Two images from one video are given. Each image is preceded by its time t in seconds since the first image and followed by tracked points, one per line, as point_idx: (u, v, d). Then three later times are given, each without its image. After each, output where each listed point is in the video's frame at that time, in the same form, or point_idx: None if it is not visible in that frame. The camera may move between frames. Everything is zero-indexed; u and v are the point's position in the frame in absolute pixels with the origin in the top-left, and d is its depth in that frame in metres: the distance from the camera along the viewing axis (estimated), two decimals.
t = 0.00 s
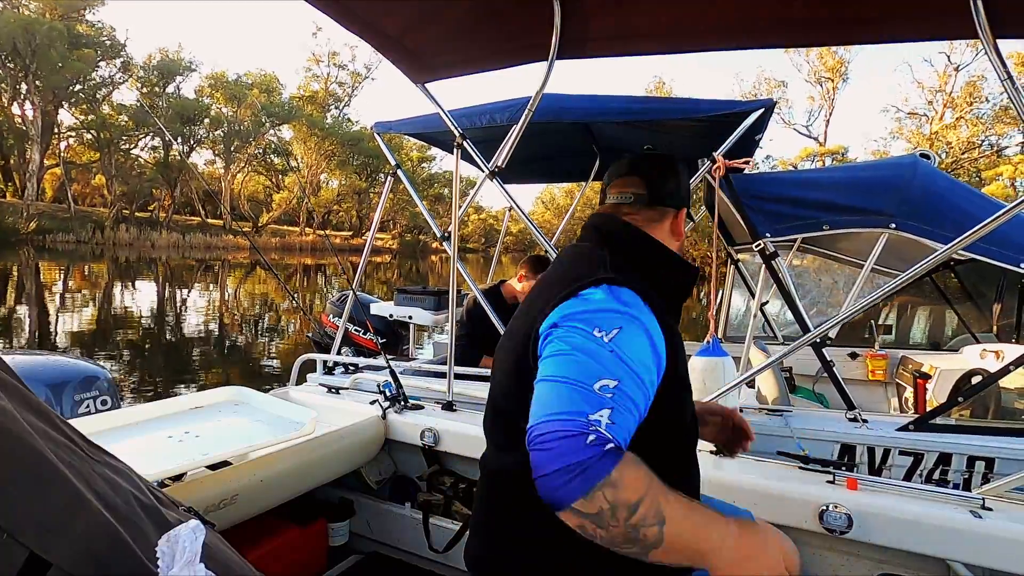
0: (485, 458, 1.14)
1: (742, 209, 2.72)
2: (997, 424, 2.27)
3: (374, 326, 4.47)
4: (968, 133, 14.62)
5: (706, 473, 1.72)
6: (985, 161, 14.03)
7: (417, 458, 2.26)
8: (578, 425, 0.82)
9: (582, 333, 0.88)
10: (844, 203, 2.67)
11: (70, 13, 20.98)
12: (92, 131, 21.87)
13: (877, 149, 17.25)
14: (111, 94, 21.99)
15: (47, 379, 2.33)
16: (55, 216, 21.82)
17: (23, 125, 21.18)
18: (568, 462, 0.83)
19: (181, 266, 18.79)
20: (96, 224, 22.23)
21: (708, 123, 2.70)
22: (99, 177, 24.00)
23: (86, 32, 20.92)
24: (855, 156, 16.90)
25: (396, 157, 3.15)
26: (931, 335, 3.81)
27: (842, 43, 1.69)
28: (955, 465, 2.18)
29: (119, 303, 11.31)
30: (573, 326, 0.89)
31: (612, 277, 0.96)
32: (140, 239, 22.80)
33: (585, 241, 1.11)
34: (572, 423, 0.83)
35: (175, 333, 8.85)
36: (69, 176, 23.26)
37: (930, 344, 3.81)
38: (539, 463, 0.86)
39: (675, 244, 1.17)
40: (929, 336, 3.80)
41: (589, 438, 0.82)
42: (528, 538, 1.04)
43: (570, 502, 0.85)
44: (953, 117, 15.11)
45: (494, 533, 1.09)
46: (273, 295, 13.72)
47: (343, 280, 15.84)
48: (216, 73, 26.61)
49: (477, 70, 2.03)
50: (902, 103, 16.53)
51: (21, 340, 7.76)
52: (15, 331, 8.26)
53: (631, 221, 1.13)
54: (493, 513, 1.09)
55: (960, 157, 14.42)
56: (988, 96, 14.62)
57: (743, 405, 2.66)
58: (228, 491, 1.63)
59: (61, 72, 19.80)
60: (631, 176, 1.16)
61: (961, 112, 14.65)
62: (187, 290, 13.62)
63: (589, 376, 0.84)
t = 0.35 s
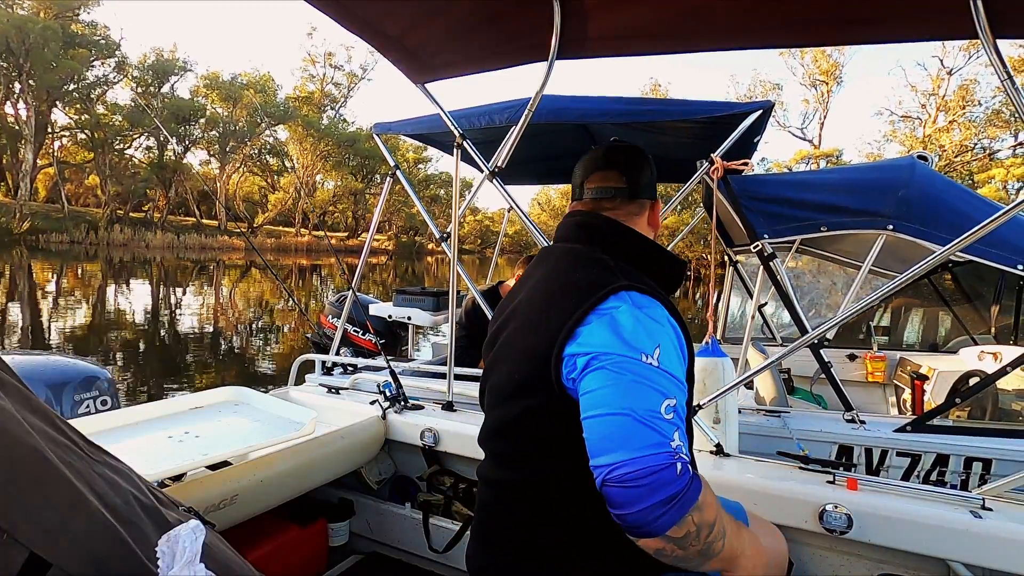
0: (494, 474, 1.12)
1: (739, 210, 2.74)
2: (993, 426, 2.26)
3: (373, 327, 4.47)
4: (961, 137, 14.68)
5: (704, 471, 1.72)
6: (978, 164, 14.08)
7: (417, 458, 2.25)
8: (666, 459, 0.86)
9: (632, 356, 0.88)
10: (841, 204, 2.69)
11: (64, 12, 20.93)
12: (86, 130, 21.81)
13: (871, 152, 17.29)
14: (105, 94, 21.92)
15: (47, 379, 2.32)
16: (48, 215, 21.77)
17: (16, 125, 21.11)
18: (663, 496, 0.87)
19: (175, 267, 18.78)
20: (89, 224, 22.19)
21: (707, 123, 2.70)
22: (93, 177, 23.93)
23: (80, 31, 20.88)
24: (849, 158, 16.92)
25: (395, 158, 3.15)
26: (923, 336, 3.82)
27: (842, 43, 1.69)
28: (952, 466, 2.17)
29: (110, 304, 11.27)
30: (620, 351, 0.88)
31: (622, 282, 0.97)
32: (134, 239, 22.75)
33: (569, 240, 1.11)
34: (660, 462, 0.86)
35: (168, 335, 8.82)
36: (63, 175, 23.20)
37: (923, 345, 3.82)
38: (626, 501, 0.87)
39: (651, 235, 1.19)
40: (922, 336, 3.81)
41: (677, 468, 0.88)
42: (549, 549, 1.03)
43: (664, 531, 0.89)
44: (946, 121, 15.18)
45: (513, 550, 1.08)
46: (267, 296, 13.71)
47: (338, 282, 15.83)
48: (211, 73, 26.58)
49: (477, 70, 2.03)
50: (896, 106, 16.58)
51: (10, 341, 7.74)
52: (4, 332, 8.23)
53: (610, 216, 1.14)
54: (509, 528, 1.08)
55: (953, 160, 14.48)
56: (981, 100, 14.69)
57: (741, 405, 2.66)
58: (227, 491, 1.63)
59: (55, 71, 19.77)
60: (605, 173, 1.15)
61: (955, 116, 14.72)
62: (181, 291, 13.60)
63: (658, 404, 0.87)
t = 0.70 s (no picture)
0: (484, 474, 1.13)
1: (738, 210, 2.71)
2: (992, 425, 2.26)
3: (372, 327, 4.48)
4: (955, 138, 14.73)
5: (703, 471, 1.73)
6: (971, 166, 14.12)
7: (417, 458, 2.25)
8: (641, 458, 0.86)
9: (605, 354, 0.88)
10: (842, 204, 2.68)
11: (58, 11, 20.86)
12: (80, 130, 21.76)
13: (865, 153, 17.32)
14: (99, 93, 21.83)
15: (47, 379, 2.32)
16: (42, 215, 21.71)
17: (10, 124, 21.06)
18: (637, 496, 0.86)
19: (171, 267, 18.77)
20: (84, 225, 22.16)
21: (706, 122, 2.70)
22: (87, 177, 23.87)
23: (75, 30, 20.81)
24: (844, 160, 16.96)
25: (394, 159, 3.14)
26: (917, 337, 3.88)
27: (843, 42, 1.69)
28: (952, 465, 2.17)
29: (104, 305, 11.26)
30: (593, 350, 0.88)
31: (602, 280, 0.97)
32: (129, 239, 22.73)
33: (556, 240, 1.11)
34: (635, 461, 0.85)
35: (163, 336, 8.82)
36: (57, 176, 23.14)
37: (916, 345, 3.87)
38: (602, 500, 0.87)
39: (639, 232, 1.18)
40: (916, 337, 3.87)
41: (653, 468, 0.87)
42: (535, 549, 1.04)
43: (637, 531, 0.88)
44: (941, 123, 15.22)
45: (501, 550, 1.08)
46: (262, 297, 13.70)
47: (333, 283, 15.85)
48: (207, 73, 26.54)
49: (476, 70, 2.03)
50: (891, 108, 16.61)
51: None
52: None
53: (594, 213, 1.13)
54: (498, 528, 1.09)
55: (947, 162, 14.52)
56: (975, 102, 14.75)
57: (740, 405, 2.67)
58: (227, 491, 1.62)
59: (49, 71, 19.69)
60: (590, 170, 1.15)
61: (949, 118, 14.79)
62: (177, 292, 13.60)
63: (633, 405, 0.87)
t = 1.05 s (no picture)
0: (481, 474, 1.13)
1: (739, 211, 2.71)
2: (992, 426, 2.26)
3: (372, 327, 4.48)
4: (950, 140, 14.80)
5: (703, 471, 1.73)
6: (965, 167, 14.15)
7: (417, 459, 2.25)
8: (635, 460, 0.86)
9: (601, 355, 0.88)
10: (843, 204, 2.68)
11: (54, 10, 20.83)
12: (75, 130, 21.73)
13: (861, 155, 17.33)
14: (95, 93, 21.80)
15: (47, 379, 2.32)
16: (37, 215, 21.67)
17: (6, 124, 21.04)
18: (630, 498, 0.86)
19: (166, 267, 18.77)
20: (79, 225, 22.15)
21: (706, 122, 2.70)
22: (82, 177, 23.83)
23: (70, 30, 20.78)
24: (840, 161, 17.00)
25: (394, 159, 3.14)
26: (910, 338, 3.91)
27: (843, 42, 1.69)
28: (952, 466, 2.17)
29: (97, 305, 11.24)
30: (587, 351, 0.88)
31: (598, 281, 0.97)
32: (125, 240, 22.72)
33: (556, 240, 1.12)
34: (628, 463, 0.85)
35: (156, 336, 8.83)
36: (52, 175, 23.11)
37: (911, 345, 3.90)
38: (595, 501, 0.87)
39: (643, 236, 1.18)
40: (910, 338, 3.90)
41: (646, 469, 0.87)
42: (531, 548, 1.04)
43: (630, 533, 0.88)
44: (936, 125, 15.25)
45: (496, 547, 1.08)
46: (258, 298, 13.72)
47: (330, 283, 15.88)
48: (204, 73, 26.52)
49: (475, 70, 2.03)
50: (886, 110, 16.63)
51: None
52: None
53: (599, 216, 1.13)
54: (493, 524, 1.09)
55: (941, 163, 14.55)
56: (969, 104, 14.84)
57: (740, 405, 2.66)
58: (227, 491, 1.62)
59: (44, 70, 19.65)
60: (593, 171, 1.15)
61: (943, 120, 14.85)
62: (173, 292, 13.61)
63: (627, 406, 0.87)
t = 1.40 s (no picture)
0: (485, 473, 1.13)
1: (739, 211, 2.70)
2: (994, 426, 2.26)
3: (373, 327, 4.49)
4: (945, 139, 14.86)
5: (704, 472, 1.72)
6: (960, 167, 14.16)
7: (417, 458, 2.25)
8: (632, 464, 0.85)
9: (601, 359, 0.88)
10: (845, 205, 2.66)
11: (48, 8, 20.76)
12: (70, 129, 21.68)
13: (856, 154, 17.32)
14: (90, 91, 21.74)
15: (48, 379, 2.33)
16: (31, 214, 21.64)
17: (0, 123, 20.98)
18: (626, 502, 0.86)
19: (161, 267, 18.77)
20: (74, 225, 22.13)
21: (705, 122, 2.70)
22: (76, 176, 23.78)
23: (64, 28, 20.71)
24: (835, 160, 17.01)
25: (395, 159, 3.14)
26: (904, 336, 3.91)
27: (843, 42, 1.69)
28: (952, 466, 2.17)
29: (89, 305, 11.20)
30: (589, 354, 0.88)
31: (602, 284, 0.97)
32: (120, 239, 22.70)
33: (568, 244, 1.13)
34: (626, 466, 0.85)
35: (147, 335, 8.81)
36: (46, 174, 23.05)
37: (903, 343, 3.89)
38: (593, 504, 0.87)
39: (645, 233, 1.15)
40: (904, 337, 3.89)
41: (644, 473, 0.87)
42: (532, 547, 1.04)
43: (627, 536, 0.88)
44: (931, 124, 15.27)
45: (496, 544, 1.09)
46: (255, 297, 13.71)
47: (325, 283, 15.87)
48: (199, 71, 26.46)
49: (475, 70, 2.03)
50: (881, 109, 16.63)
51: None
52: None
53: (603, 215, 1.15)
54: (492, 520, 1.09)
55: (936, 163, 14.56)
56: (964, 103, 14.87)
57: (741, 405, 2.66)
58: (228, 490, 1.63)
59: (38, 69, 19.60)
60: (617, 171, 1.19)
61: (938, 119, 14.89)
62: (169, 292, 13.58)
63: (626, 410, 0.86)
